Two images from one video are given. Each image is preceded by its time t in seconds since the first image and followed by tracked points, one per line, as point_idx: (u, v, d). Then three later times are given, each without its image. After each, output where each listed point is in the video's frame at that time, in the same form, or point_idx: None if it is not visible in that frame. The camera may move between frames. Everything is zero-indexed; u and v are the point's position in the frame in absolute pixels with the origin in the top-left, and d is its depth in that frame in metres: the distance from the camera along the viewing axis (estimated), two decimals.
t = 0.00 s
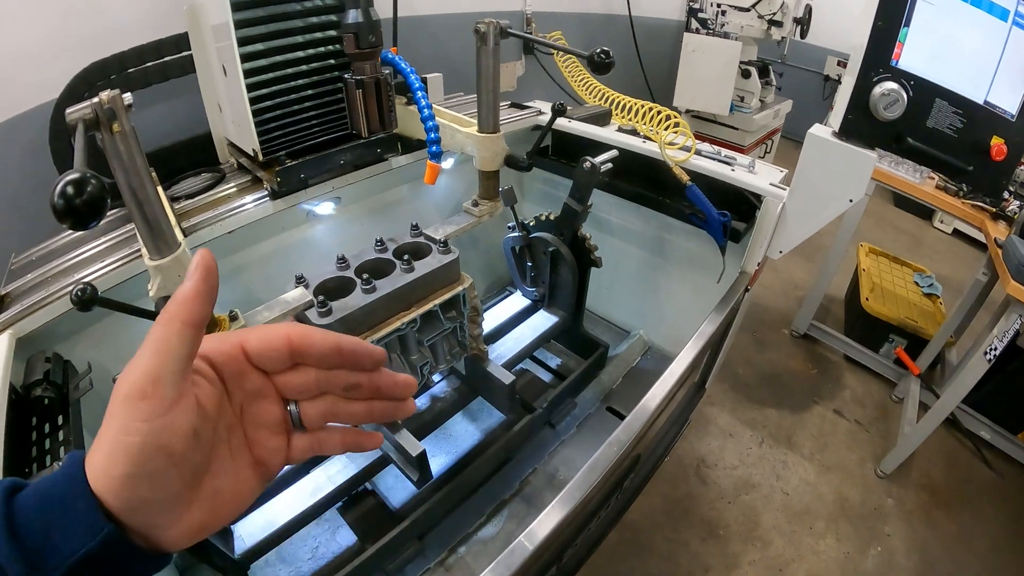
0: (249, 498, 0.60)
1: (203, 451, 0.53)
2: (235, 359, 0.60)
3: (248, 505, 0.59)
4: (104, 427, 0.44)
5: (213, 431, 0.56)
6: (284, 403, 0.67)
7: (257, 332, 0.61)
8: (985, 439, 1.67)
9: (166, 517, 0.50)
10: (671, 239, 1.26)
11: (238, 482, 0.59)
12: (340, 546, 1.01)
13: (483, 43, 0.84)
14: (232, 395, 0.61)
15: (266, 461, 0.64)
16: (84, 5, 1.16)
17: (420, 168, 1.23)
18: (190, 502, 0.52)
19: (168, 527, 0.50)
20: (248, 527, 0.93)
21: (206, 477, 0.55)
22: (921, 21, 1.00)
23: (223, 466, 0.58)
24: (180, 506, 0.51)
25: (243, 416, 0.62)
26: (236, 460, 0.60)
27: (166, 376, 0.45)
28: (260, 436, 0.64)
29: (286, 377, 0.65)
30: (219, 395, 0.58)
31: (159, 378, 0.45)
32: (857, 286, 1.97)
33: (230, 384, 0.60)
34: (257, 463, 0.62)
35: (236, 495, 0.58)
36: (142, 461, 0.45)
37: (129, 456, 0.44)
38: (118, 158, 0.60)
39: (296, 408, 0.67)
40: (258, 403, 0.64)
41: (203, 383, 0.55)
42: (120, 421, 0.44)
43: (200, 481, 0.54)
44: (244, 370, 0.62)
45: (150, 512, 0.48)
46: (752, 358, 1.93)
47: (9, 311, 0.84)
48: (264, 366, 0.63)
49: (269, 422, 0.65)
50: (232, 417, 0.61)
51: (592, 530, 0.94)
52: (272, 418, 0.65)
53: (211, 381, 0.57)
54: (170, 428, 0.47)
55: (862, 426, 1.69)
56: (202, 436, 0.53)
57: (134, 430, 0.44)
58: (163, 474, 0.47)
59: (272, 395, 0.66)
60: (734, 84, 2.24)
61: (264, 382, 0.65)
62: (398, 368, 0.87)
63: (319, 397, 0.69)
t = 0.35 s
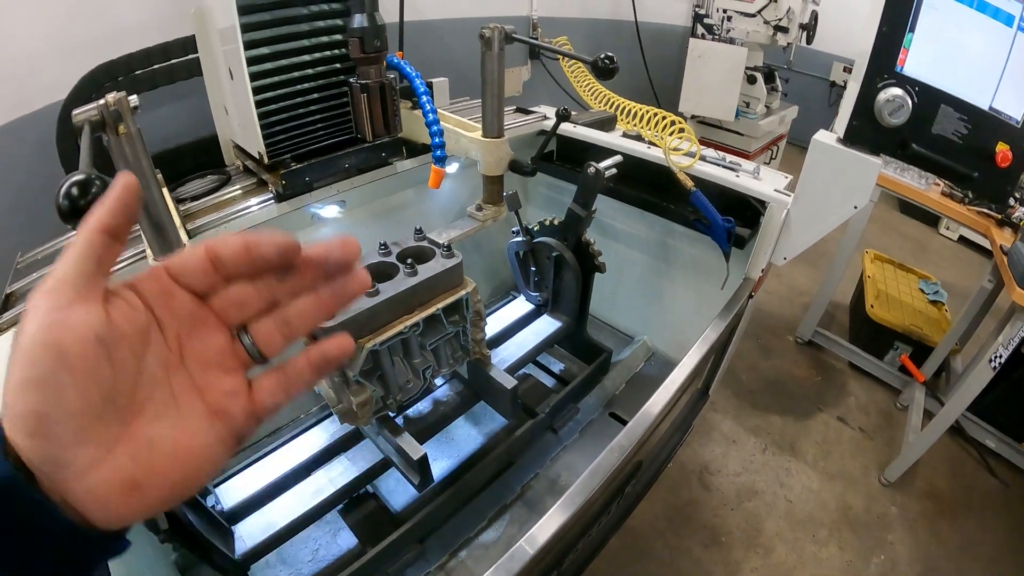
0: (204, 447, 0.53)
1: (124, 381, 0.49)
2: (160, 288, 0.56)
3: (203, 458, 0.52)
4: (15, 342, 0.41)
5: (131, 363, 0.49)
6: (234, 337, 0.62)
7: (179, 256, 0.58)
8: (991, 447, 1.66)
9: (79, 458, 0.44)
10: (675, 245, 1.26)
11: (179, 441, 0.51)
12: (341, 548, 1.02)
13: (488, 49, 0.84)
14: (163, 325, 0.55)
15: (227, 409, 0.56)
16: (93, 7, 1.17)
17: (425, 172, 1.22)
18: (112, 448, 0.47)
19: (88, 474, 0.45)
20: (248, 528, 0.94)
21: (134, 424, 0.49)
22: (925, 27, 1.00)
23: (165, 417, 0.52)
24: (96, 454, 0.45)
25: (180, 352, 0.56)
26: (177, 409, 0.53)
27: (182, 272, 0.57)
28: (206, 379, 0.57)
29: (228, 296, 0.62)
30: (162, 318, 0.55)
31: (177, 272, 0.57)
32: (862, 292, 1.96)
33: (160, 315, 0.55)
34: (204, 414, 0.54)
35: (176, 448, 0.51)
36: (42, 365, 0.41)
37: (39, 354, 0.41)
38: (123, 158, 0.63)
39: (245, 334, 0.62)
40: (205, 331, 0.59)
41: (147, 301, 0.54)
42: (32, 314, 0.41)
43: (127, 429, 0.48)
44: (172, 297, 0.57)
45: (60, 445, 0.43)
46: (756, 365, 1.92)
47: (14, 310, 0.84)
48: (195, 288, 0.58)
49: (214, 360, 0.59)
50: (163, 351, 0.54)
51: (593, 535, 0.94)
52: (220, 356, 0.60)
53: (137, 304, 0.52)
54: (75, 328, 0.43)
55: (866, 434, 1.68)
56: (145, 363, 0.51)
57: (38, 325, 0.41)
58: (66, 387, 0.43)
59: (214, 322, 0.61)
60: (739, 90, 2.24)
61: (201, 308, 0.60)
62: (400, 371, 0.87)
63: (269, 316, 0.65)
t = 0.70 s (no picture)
0: (323, 559, 0.63)
1: (274, 496, 0.60)
2: (297, 418, 0.71)
3: (322, 567, 0.62)
4: (187, 479, 0.52)
5: (285, 489, 0.64)
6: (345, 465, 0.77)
7: (312, 395, 0.74)
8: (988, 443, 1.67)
9: (241, 569, 0.54)
10: (673, 243, 1.27)
11: (329, 513, 0.69)
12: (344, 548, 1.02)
13: (491, 48, 0.85)
14: (298, 460, 0.70)
15: (337, 525, 0.68)
16: (91, 8, 1.18)
17: (426, 172, 1.23)
18: (264, 557, 0.57)
19: None
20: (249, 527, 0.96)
21: (287, 517, 0.63)
22: (921, 27, 1.01)
23: (296, 530, 0.63)
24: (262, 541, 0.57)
25: (310, 481, 0.70)
26: (332, 501, 0.70)
27: (234, 429, 0.56)
28: (334, 494, 0.71)
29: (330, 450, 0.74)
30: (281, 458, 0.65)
31: (229, 430, 0.55)
32: (859, 290, 1.98)
33: (297, 448, 0.70)
34: (340, 508, 0.70)
35: (314, 534, 0.65)
36: (224, 497, 0.52)
37: (200, 540, 0.49)
38: (129, 159, 0.60)
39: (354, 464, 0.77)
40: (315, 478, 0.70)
41: (269, 443, 0.64)
42: (204, 464, 0.52)
43: (279, 531, 0.61)
44: (306, 432, 0.73)
45: (227, 561, 0.52)
46: (754, 363, 1.93)
47: (14, 311, 0.84)
48: (322, 424, 0.74)
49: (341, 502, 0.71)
50: (303, 478, 0.69)
51: (597, 532, 0.94)
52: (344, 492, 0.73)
53: (278, 440, 0.67)
54: (241, 476, 0.54)
55: (864, 430, 1.70)
56: (262, 487, 0.58)
57: (214, 470, 0.52)
58: (232, 515, 0.52)
59: (332, 457, 0.75)
60: (735, 89, 2.25)
61: (325, 443, 0.75)
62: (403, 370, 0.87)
63: (375, 447, 0.81)
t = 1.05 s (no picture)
0: (270, 529, 0.64)
1: (219, 470, 0.62)
2: (240, 396, 0.71)
3: (267, 532, 0.63)
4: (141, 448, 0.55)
5: (229, 461, 0.65)
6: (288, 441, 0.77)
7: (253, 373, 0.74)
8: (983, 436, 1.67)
9: (190, 530, 0.56)
10: (667, 237, 1.27)
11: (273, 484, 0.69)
12: (339, 545, 1.01)
13: (480, 42, 0.84)
14: (241, 433, 0.70)
15: (282, 494, 0.68)
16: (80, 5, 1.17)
17: (418, 167, 1.23)
18: (212, 523, 0.59)
19: (194, 542, 0.57)
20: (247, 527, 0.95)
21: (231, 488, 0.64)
22: (915, 19, 1.00)
23: (243, 500, 0.65)
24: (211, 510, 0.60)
25: (253, 453, 0.70)
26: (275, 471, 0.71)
27: (183, 400, 0.58)
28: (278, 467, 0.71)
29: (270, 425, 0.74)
30: (227, 432, 0.66)
31: (179, 402, 0.57)
32: (853, 284, 1.98)
33: (240, 423, 0.70)
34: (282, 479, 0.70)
35: (258, 505, 0.65)
36: (172, 464, 0.54)
37: (158, 498, 0.53)
38: (117, 156, 0.60)
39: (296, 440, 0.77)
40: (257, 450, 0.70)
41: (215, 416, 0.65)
42: (156, 430, 0.55)
43: (224, 500, 0.62)
44: (249, 409, 0.73)
45: (177, 523, 0.55)
46: (749, 356, 1.93)
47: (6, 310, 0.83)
48: (265, 401, 0.74)
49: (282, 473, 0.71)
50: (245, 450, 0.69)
51: (592, 526, 0.94)
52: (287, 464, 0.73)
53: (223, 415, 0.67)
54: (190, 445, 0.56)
55: (859, 424, 1.70)
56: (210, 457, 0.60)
57: (163, 437, 0.55)
58: (183, 478, 0.55)
59: (275, 432, 0.74)
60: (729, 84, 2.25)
61: (267, 420, 0.75)
62: (395, 365, 0.87)
63: (315, 425, 0.80)
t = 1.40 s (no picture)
0: (286, 551, 0.65)
1: (235, 492, 0.62)
2: (256, 415, 0.71)
3: (283, 556, 0.64)
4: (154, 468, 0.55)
5: (246, 482, 0.65)
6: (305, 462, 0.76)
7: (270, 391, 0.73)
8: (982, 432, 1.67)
9: (204, 555, 0.57)
10: (667, 232, 1.27)
11: (289, 507, 0.69)
12: (340, 541, 1.02)
13: (481, 36, 0.84)
14: (257, 453, 0.70)
15: (298, 516, 0.69)
16: None
17: (418, 162, 1.23)
18: (227, 545, 0.60)
19: (208, 566, 0.57)
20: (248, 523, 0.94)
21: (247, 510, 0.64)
22: (915, 14, 1.00)
23: (259, 523, 0.65)
24: (227, 534, 0.60)
25: (270, 474, 0.70)
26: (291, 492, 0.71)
27: (199, 422, 0.58)
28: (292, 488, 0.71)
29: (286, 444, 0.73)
30: (244, 452, 0.66)
31: (193, 423, 0.57)
32: (853, 279, 1.98)
33: (257, 443, 0.70)
34: (299, 502, 0.70)
35: (274, 529, 0.66)
36: (184, 488, 0.54)
37: (169, 525, 0.53)
38: (117, 150, 0.60)
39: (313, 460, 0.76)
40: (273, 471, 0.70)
41: (231, 436, 0.65)
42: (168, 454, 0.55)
43: (240, 523, 0.63)
44: (266, 427, 0.72)
45: (189, 548, 0.55)
46: (749, 352, 1.94)
47: (5, 307, 0.83)
48: (281, 420, 0.74)
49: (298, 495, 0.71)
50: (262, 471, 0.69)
51: (593, 521, 0.94)
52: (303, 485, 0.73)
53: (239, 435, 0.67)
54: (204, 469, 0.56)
55: (859, 419, 1.70)
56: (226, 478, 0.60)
57: (177, 460, 0.55)
58: (196, 504, 0.55)
59: (292, 453, 0.74)
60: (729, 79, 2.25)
61: (285, 439, 0.74)
62: (396, 360, 0.86)
63: (333, 446, 0.79)
